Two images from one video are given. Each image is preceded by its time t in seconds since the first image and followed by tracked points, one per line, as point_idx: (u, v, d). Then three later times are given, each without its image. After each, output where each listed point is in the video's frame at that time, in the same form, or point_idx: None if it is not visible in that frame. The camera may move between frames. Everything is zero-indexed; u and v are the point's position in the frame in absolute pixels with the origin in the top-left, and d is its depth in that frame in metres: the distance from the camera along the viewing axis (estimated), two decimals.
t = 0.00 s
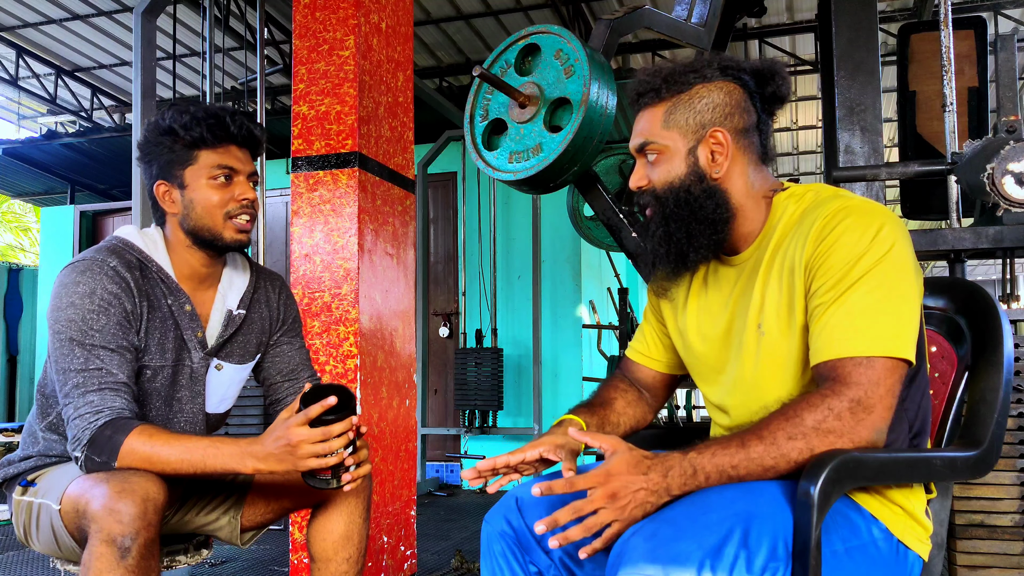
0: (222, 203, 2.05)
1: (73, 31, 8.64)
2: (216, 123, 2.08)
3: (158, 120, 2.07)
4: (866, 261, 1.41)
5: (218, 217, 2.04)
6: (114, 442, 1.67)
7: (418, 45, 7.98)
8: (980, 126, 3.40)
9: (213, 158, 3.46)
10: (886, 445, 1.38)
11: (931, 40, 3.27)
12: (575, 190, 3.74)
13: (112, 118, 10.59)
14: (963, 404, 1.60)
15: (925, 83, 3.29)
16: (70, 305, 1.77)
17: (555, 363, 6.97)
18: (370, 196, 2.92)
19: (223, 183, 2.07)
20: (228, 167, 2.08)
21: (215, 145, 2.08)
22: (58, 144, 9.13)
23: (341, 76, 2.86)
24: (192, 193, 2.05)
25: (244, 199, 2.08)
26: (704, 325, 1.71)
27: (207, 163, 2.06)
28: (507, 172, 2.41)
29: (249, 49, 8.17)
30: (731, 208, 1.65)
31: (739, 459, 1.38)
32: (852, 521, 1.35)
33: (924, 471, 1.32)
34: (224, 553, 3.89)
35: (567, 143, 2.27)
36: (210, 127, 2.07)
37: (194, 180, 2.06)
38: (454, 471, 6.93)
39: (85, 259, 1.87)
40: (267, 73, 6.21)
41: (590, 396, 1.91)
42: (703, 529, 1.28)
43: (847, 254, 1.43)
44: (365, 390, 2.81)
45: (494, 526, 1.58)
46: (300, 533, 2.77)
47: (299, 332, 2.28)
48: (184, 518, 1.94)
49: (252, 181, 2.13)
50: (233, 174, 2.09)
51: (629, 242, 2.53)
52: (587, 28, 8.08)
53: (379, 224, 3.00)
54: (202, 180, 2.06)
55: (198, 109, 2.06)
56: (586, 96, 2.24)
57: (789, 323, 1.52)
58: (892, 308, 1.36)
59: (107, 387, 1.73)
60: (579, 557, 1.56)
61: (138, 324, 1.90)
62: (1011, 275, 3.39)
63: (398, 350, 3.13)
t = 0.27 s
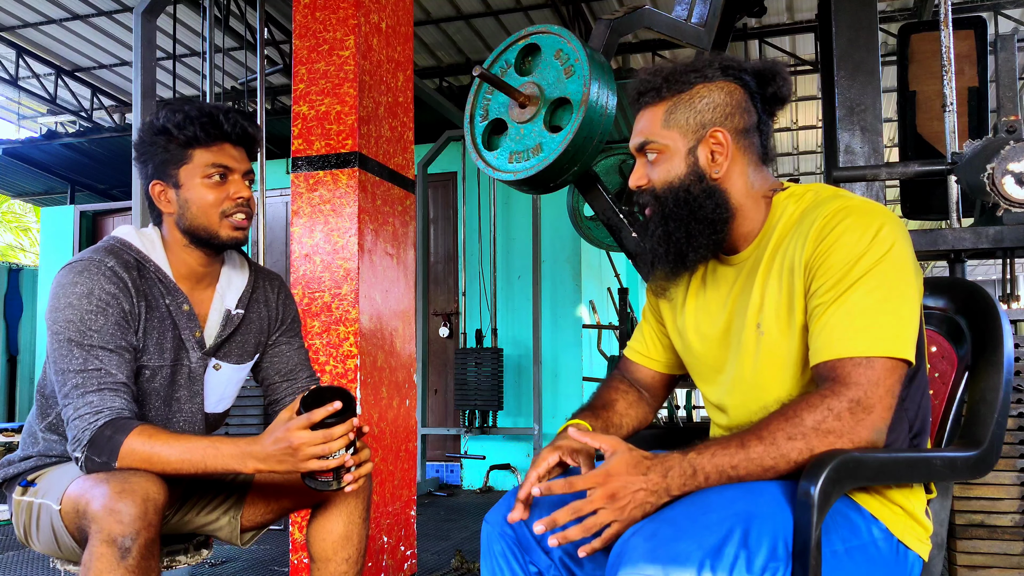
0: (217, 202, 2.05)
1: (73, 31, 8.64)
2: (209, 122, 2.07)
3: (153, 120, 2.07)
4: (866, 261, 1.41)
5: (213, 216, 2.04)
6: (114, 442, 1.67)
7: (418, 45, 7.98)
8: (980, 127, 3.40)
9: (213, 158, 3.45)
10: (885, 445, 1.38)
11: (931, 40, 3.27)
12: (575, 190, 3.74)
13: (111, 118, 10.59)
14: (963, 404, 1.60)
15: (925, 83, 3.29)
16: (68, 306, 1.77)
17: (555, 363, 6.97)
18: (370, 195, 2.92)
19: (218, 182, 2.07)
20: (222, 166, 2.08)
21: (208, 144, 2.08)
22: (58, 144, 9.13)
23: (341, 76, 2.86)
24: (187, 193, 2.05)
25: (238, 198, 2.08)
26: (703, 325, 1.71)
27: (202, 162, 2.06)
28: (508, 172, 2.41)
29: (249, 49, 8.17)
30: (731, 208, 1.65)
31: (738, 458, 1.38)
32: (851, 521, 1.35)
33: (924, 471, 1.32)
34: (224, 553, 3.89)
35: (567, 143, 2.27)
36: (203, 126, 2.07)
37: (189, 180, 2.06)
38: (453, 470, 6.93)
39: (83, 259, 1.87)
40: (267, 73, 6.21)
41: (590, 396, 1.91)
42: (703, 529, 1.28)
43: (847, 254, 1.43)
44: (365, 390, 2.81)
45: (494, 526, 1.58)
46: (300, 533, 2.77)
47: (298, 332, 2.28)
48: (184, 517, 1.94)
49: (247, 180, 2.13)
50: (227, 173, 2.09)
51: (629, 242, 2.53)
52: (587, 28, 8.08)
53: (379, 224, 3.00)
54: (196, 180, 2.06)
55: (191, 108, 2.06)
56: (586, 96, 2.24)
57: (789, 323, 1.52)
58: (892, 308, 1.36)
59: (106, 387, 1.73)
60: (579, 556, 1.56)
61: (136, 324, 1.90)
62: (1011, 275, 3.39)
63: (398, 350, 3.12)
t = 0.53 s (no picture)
0: (217, 202, 2.05)
1: (73, 31, 8.64)
2: (209, 122, 2.07)
3: (152, 120, 2.07)
4: (865, 261, 1.41)
5: (214, 215, 2.04)
6: (113, 443, 1.67)
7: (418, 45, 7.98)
8: (980, 127, 3.40)
9: (213, 158, 3.45)
10: (885, 445, 1.38)
11: (931, 40, 3.27)
12: (575, 190, 3.74)
13: (111, 118, 10.59)
14: (963, 405, 1.60)
15: (925, 83, 3.29)
16: (67, 306, 1.77)
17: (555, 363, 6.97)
18: (370, 196, 2.92)
19: (218, 182, 2.07)
20: (222, 166, 2.08)
21: (208, 144, 2.07)
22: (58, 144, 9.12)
23: (341, 76, 2.86)
24: (187, 192, 2.05)
25: (239, 197, 2.08)
26: (702, 324, 1.71)
27: (202, 162, 2.06)
28: (507, 172, 2.41)
29: (249, 49, 8.17)
30: (731, 208, 1.65)
31: (738, 459, 1.38)
32: (852, 521, 1.35)
33: (925, 471, 1.32)
34: (224, 553, 3.89)
35: (567, 143, 2.27)
36: (203, 126, 2.07)
37: (189, 179, 2.06)
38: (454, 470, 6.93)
39: (82, 260, 1.87)
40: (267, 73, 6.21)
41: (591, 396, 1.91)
42: (703, 529, 1.28)
43: (847, 254, 1.43)
44: (365, 390, 2.81)
45: (494, 526, 1.58)
46: (300, 533, 2.77)
47: (298, 332, 2.28)
48: (183, 518, 1.94)
49: (247, 180, 2.13)
50: (228, 173, 2.09)
51: (629, 242, 2.53)
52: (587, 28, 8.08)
53: (379, 224, 3.00)
54: (196, 179, 2.06)
55: (190, 108, 2.06)
56: (586, 96, 2.24)
57: (789, 323, 1.52)
58: (892, 308, 1.36)
59: (105, 388, 1.73)
60: (579, 557, 1.56)
61: (135, 324, 1.89)
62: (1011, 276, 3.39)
63: (399, 350, 3.12)
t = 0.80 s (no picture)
0: (217, 202, 2.05)
1: (73, 31, 8.64)
2: (209, 122, 2.07)
3: (152, 120, 2.07)
4: (871, 263, 1.41)
5: (214, 216, 2.04)
6: (112, 443, 1.66)
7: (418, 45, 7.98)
8: (980, 127, 3.41)
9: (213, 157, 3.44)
10: (885, 445, 1.38)
11: (931, 40, 3.28)
12: (575, 190, 3.74)
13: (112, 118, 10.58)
14: (963, 405, 1.60)
15: (926, 83, 3.29)
16: (67, 306, 1.77)
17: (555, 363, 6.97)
18: (370, 196, 2.92)
19: (218, 183, 2.07)
20: (222, 166, 2.08)
21: (207, 144, 2.08)
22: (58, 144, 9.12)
23: (341, 76, 2.86)
24: (187, 193, 2.05)
25: (239, 198, 2.08)
26: (706, 323, 1.70)
27: (201, 163, 2.07)
28: (508, 172, 2.41)
29: (249, 49, 8.17)
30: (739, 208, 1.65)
31: (738, 459, 1.38)
32: (851, 521, 1.35)
33: (924, 471, 1.32)
34: (224, 553, 3.89)
35: (567, 143, 2.27)
36: (202, 126, 2.07)
37: (189, 179, 2.06)
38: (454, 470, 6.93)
39: (82, 260, 1.87)
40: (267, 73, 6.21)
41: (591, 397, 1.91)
42: (703, 529, 1.28)
43: (853, 255, 1.43)
44: (365, 390, 2.81)
45: (494, 526, 1.58)
46: (300, 533, 2.77)
47: (298, 333, 2.28)
48: (183, 518, 1.94)
49: (247, 180, 2.13)
50: (228, 173, 2.09)
51: (629, 242, 2.53)
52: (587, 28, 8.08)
53: (379, 224, 3.00)
54: (196, 180, 2.06)
55: (189, 108, 2.06)
56: (586, 97, 2.24)
57: (792, 323, 1.52)
58: (896, 310, 1.36)
59: (105, 388, 1.73)
60: (579, 557, 1.56)
61: (134, 324, 1.89)
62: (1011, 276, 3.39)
63: (399, 350, 3.12)
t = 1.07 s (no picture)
0: (214, 203, 2.05)
1: (73, 30, 8.64)
2: (205, 122, 2.07)
3: (151, 120, 2.07)
4: (881, 263, 1.41)
5: (210, 216, 2.04)
6: (113, 443, 1.67)
7: (418, 45, 7.98)
8: (980, 127, 3.40)
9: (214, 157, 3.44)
10: (886, 445, 1.38)
11: (931, 40, 3.28)
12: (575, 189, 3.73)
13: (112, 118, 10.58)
14: (963, 405, 1.60)
15: (926, 83, 3.30)
16: (68, 306, 1.77)
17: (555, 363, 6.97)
18: (370, 196, 2.92)
19: (215, 182, 2.07)
20: (219, 167, 2.08)
21: (204, 143, 2.07)
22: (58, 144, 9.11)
23: (341, 76, 2.86)
24: (184, 193, 2.05)
25: (235, 198, 2.08)
26: (713, 321, 1.70)
27: (199, 162, 2.06)
28: (508, 172, 2.41)
29: (249, 49, 8.17)
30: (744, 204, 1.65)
31: (739, 459, 1.38)
32: (852, 522, 1.35)
33: (925, 471, 1.32)
34: (224, 553, 3.89)
35: (567, 143, 2.27)
36: (199, 126, 2.07)
37: (186, 180, 2.06)
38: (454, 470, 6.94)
39: (83, 260, 1.87)
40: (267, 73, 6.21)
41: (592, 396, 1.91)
42: (704, 529, 1.28)
43: (863, 255, 1.43)
44: (365, 390, 2.81)
45: (494, 526, 1.58)
46: (300, 533, 2.77)
47: (299, 333, 2.28)
48: (183, 518, 1.93)
49: (245, 179, 2.13)
50: (224, 173, 2.08)
51: (629, 242, 2.53)
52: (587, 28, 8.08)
53: (379, 224, 3.00)
54: (193, 180, 2.06)
55: (188, 108, 2.06)
56: (586, 97, 2.24)
57: (800, 321, 1.52)
58: (904, 311, 1.36)
59: (106, 388, 1.73)
60: (580, 557, 1.56)
61: (136, 324, 1.89)
62: (1012, 276, 3.39)
63: (399, 350, 3.12)
